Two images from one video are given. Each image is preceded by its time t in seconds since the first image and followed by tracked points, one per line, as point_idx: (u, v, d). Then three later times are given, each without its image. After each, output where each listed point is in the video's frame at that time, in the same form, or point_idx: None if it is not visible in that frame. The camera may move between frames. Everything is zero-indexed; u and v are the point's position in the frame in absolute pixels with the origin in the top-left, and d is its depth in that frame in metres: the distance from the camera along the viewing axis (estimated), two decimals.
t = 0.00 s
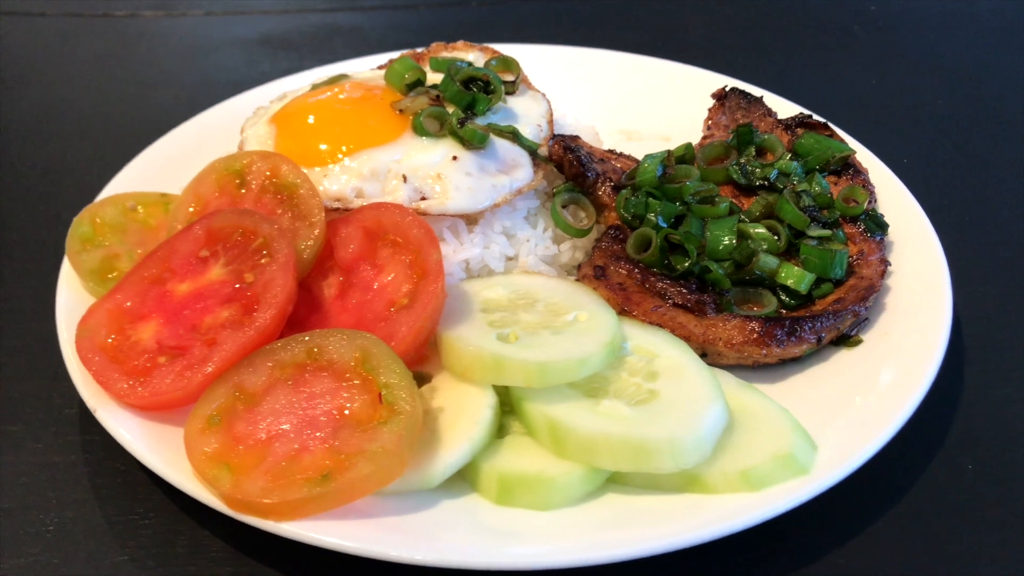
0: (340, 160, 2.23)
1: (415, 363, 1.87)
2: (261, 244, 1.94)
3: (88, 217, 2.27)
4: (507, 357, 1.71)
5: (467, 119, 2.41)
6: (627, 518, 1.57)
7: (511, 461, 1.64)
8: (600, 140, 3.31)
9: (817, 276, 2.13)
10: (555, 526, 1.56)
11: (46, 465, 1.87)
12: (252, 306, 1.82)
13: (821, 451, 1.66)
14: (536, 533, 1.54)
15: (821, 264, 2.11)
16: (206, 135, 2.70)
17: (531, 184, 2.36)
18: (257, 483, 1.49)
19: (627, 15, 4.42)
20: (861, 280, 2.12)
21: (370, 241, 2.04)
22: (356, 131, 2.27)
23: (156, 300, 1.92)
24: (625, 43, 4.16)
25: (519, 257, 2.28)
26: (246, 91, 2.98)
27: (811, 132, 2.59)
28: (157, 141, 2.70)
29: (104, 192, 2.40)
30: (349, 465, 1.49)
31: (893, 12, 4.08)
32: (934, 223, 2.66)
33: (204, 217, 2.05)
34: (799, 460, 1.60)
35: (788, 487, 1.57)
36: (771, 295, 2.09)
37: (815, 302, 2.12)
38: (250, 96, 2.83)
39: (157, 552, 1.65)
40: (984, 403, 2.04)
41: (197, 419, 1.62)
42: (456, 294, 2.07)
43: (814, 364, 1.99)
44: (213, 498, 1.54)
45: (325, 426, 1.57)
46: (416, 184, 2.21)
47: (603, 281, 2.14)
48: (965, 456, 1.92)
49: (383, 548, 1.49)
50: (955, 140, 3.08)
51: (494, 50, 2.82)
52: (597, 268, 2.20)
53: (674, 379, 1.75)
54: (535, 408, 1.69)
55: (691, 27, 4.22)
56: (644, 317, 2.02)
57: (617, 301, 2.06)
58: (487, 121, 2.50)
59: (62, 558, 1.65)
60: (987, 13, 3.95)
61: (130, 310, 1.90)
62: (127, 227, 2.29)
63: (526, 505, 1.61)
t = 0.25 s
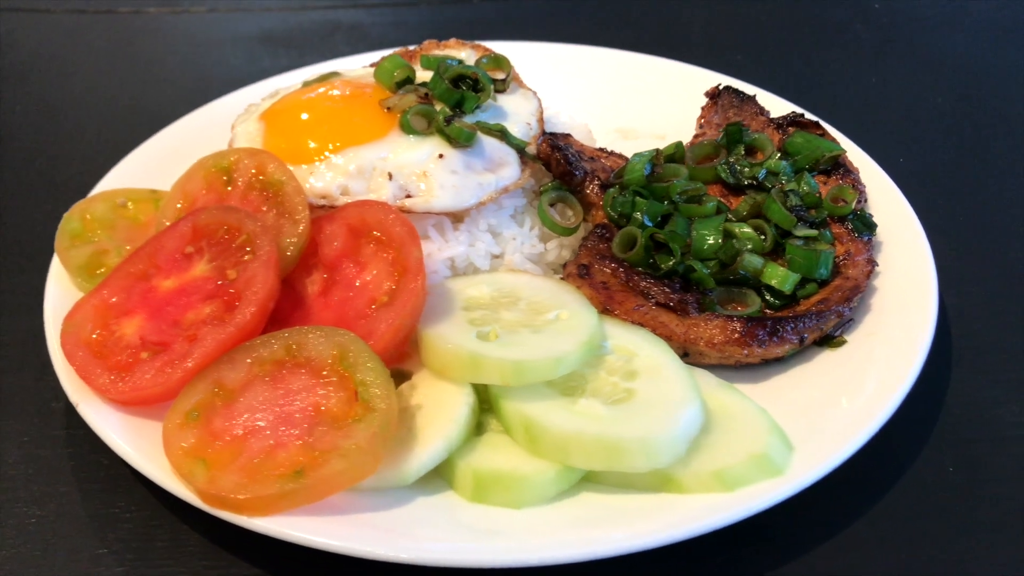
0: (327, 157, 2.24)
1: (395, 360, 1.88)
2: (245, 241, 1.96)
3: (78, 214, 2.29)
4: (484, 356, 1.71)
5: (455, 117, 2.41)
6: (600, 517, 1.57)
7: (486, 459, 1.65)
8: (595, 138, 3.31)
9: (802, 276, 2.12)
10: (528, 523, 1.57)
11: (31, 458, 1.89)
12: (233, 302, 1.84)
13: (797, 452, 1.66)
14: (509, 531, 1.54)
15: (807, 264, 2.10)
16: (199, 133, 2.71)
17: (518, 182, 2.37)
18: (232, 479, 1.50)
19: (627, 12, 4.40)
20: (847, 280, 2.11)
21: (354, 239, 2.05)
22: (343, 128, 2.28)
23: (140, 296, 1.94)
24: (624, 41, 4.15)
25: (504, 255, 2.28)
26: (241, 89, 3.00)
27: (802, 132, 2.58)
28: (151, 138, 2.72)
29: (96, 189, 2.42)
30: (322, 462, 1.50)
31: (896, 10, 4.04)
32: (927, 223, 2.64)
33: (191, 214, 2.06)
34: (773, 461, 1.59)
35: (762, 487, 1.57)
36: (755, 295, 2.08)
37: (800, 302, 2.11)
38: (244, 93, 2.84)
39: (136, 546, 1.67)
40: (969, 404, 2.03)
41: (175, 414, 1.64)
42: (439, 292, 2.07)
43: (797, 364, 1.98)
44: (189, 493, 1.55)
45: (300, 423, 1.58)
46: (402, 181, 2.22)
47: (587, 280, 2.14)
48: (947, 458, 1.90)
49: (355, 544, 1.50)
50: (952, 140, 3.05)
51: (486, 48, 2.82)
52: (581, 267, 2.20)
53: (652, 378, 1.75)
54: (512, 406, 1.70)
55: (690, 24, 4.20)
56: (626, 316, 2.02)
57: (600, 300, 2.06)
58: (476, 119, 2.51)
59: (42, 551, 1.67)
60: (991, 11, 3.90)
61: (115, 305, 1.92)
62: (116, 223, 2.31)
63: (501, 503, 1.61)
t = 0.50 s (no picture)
0: (318, 152, 2.26)
1: (381, 354, 1.90)
2: (234, 235, 1.97)
3: (76, 208, 2.32)
4: (466, 350, 1.72)
5: (447, 112, 2.42)
6: (578, 510, 1.57)
7: (466, 452, 1.65)
8: (593, 134, 3.32)
9: (792, 272, 2.10)
10: (506, 516, 1.57)
11: (24, 447, 1.92)
12: (221, 295, 1.86)
13: (778, 449, 1.65)
14: (487, 523, 1.55)
15: (796, 260, 2.09)
16: (197, 127, 2.74)
17: (510, 177, 2.37)
18: (213, 470, 1.53)
19: (630, 8, 4.39)
20: (836, 276, 2.10)
21: (343, 233, 2.06)
22: (334, 123, 2.29)
23: (131, 289, 1.96)
24: (626, 37, 4.14)
25: (494, 250, 2.28)
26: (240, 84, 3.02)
27: (796, 127, 2.57)
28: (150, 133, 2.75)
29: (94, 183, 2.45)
30: (302, 454, 1.52)
31: (901, 5, 4.00)
32: (923, 221, 2.62)
33: (183, 207, 2.09)
34: (753, 457, 1.59)
35: (740, 483, 1.57)
36: (744, 290, 2.09)
37: (789, 298, 2.10)
38: (242, 88, 2.87)
39: (123, 535, 1.70)
40: (959, 403, 2.01)
41: (161, 406, 1.66)
42: (428, 287, 2.09)
43: (784, 360, 1.98)
44: (172, 483, 1.58)
45: (282, 415, 1.59)
46: (392, 176, 2.23)
47: (575, 275, 2.14)
48: (934, 456, 1.89)
49: (333, 535, 1.51)
50: (952, 137, 3.02)
51: (481, 43, 2.82)
52: (570, 262, 2.20)
53: (635, 374, 1.75)
54: (494, 400, 1.70)
55: (693, 20, 4.18)
56: (613, 311, 2.02)
57: (587, 296, 2.07)
58: (469, 115, 2.52)
59: (32, 539, 1.71)
60: (998, 7, 3.85)
61: (107, 298, 1.95)
62: (112, 217, 2.34)
63: (480, 496, 1.62)
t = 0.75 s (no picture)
0: (315, 148, 2.27)
1: (372, 349, 1.91)
2: (230, 230, 2.00)
3: (77, 202, 2.35)
4: (455, 345, 1.73)
5: (445, 109, 2.43)
6: (563, 506, 1.58)
7: (453, 447, 1.67)
8: (594, 131, 3.32)
9: (785, 271, 2.10)
10: (491, 511, 1.58)
11: (22, 437, 1.96)
12: (214, 289, 1.88)
13: (765, 448, 1.66)
14: (471, 518, 1.56)
15: (790, 259, 2.08)
16: (198, 123, 2.76)
17: (506, 174, 2.38)
18: (202, 461, 1.55)
19: (635, 5, 4.38)
20: (830, 276, 2.09)
21: (338, 229, 2.08)
22: (331, 119, 2.31)
23: (128, 282, 1.99)
24: (631, 34, 4.14)
25: (489, 247, 2.28)
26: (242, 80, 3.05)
27: (795, 126, 2.56)
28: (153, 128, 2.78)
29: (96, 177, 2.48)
30: (289, 447, 1.54)
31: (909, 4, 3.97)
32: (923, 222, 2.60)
33: (180, 202, 2.11)
34: (738, 455, 1.59)
35: (724, 481, 1.57)
36: (736, 289, 2.09)
37: (782, 297, 2.10)
38: (244, 84, 2.88)
39: (116, 525, 1.73)
40: (951, 404, 2.00)
41: (153, 398, 1.69)
42: (422, 283, 2.10)
43: (776, 359, 1.98)
44: (162, 474, 1.60)
45: (270, 408, 1.61)
46: (388, 173, 2.24)
47: (568, 272, 2.15)
48: (924, 457, 1.88)
49: (319, 528, 1.52)
50: (955, 138, 3.00)
51: (481, 40, 2.83)
52: (564, 259, 2.20)
53: (623, 371, 1.76)
54: (481, 396, 1.72)
55: (698, 18, 4.16)
56: (604, 309, 2.03)
57: (579, 294, 2.07)
58: (467, 112, 2.53)
59: (27, 527, 1.74)
60: (1006, 7, 3.82)
61: (104, 291, 1.98)
62: (112, 211, 2.37)
63: (466, 491, 1.63)
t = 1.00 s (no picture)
0: (314, 152, 2.30)
1: (366, 353, 1.94)
2: (228, 233, 2.03)
3: (82, 202, 2.40)
4: (445, 351, 1.76)
5: (444, 113, 2.45)
6: (547, 512, 1.60)
7: (442, 451, 1.69)
8: (597, 135, 3.33)
9: (778, 280, 2.11)
10: (477, 515, 1.61)
11: (24, 432, 2.01)
12: (211, 291, 1.92)
13: (749, 458, 1.67)
14: (456, 522, 1.59)
15: (783, 268, 2.09)
16: (204, 123, 2.80)
17: (503, 179, 2.40)
18: (193, 462, 1.59)
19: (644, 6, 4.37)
20: (823, 286, 2.10)
21: (335, 232, 2.11)
22: (331, 123, 2.33)
23: (129, 282, 2.03)
24: (638, 37, 4.14)
25: (485, 251, 2.30)
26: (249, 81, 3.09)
27: (794, 134, 2.56)
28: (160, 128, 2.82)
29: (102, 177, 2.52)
30: (278, 449, 1.58)
31: (920, 10, 3.94)
32: (922, 233, 2.60)
33: (182, 204, 2.15)
34: (721, 465, 1.61)
35: (706, 490, 1.59)
36: (729, 297, 2.10)
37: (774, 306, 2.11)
38: (250, 85, 2.92)
39: (111, 521, 1.77)
40: (942, 415, 1.99)
41: (149, 398, 1.73)
42: (417, 287, 2.12)
43: (766, 368, 1.99)
44: (156, 474, 1.64)
45: (262, 411, 1.65)
46: (386, 177, 2.26)
47: (562, 278, 2.17)
48: (912, 468, 1.88)
49: (306, 530, 1.56)
50: (959, 148, 2.99)
51: (484, 43, 2.84)
52: (559, 265, 2.22)
53: (610, 379, 1.78)
54: (470, 401, 1.74)
55: (707, 21, 4.15)
56: (596, 315, 2.04)
57: (572, 300, 2.09)
58: (467, 116, 2.54)
59: (25, 521, 1.79)
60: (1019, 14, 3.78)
61: (106, 291, 2.02)
62: (117, 211, 2.41)
63: (453, 495, 1.65)
